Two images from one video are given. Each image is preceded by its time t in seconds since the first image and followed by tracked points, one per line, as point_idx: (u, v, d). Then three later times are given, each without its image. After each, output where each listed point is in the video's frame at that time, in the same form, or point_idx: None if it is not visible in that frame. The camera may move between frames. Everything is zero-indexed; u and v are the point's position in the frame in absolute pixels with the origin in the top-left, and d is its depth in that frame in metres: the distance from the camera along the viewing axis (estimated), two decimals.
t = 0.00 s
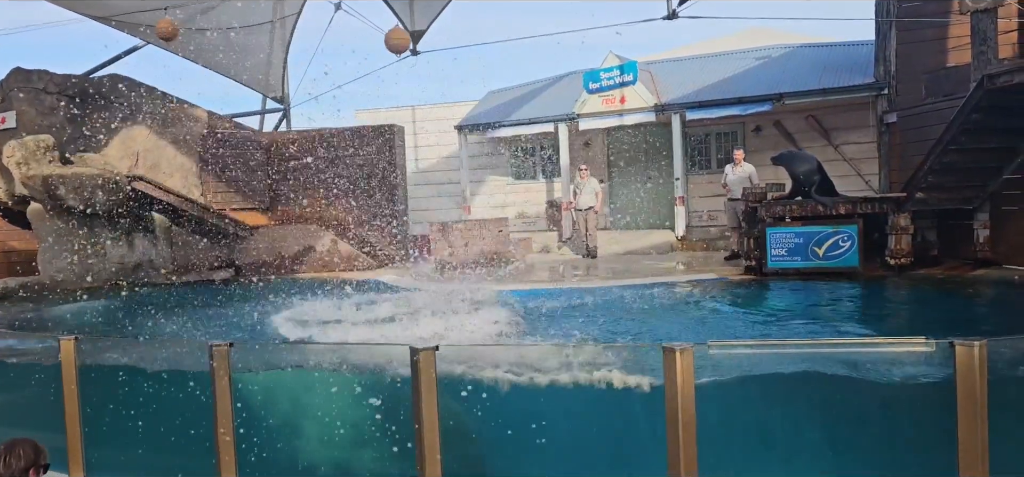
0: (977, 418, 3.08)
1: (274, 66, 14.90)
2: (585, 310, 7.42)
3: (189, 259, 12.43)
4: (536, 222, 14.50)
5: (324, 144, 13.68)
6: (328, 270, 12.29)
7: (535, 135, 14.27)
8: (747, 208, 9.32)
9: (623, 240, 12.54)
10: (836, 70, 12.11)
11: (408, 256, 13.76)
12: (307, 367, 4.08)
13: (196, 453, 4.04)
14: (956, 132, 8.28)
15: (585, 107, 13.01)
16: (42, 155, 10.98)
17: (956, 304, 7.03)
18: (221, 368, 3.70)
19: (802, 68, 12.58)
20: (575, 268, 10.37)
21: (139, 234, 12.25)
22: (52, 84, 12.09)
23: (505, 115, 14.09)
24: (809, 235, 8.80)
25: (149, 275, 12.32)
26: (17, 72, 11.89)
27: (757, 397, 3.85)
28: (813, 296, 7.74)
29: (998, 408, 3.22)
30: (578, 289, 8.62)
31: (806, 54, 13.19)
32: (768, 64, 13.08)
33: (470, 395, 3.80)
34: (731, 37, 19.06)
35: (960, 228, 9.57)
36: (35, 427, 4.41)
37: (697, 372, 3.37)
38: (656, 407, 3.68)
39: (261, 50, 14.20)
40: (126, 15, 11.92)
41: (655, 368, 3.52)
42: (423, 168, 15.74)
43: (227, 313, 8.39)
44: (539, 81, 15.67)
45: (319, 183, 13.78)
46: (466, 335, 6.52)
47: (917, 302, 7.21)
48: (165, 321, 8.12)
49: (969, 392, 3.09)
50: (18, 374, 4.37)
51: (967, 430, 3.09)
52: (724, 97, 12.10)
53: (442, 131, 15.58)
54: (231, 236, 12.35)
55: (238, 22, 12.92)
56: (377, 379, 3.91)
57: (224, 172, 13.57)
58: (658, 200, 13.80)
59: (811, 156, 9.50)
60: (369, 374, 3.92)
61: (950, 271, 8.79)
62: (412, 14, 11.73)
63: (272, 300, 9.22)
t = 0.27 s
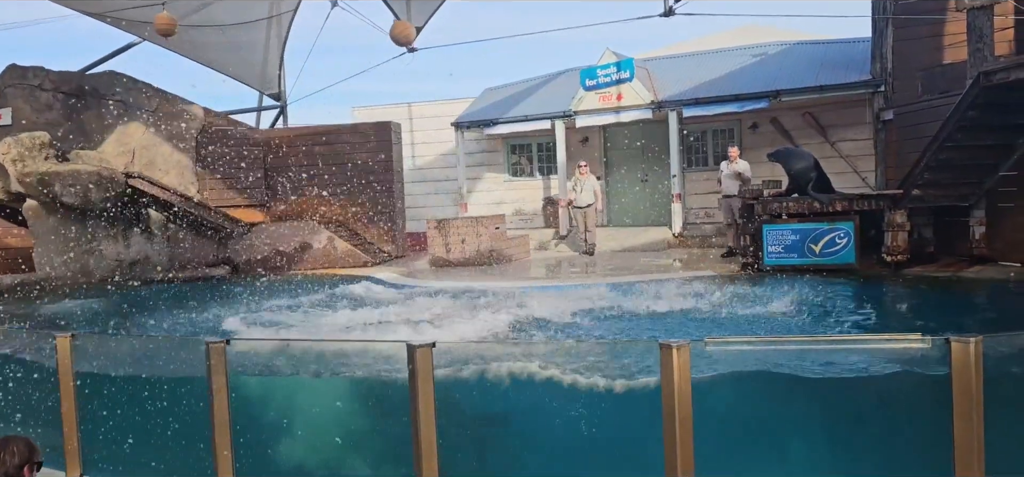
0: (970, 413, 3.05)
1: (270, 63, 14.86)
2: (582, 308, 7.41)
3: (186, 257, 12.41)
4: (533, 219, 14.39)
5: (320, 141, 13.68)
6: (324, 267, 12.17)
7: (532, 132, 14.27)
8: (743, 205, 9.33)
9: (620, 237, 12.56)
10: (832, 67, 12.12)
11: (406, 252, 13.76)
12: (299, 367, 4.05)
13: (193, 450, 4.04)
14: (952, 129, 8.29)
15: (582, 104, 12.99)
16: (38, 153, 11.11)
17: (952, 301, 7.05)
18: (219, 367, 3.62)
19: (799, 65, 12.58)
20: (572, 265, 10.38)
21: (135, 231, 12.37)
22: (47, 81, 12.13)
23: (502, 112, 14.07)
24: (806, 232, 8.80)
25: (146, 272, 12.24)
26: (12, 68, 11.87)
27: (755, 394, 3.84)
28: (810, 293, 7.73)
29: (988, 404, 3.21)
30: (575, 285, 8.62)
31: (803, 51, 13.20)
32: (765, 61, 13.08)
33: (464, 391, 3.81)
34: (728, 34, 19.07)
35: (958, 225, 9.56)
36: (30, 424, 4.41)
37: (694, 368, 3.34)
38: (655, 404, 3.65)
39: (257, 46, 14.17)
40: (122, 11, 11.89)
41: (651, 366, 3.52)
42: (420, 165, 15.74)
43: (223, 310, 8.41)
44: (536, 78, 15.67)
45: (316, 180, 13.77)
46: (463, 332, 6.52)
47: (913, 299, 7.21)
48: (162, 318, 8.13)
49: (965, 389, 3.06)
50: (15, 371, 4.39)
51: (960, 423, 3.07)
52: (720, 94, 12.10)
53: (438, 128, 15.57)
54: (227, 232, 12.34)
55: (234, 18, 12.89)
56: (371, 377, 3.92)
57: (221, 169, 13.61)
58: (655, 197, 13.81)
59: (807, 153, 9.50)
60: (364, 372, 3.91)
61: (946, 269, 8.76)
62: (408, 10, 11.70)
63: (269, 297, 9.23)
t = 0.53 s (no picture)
0: (967, 408, 3.10)
1: (266, 59, 14.74)
2: (578, 303, 7.42)
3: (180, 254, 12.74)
4: (528, 215, 14.54)
5: (316, 138, 13.66)
6: (320, 263, 12.21)
7: (528, 128, 14.26)
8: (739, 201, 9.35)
9: (616, 233, 12.57)
10: (828, 63, 12.13)
11: (402, 248, 13.77)
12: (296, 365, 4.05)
13: (189, 446, 4.02)
14: (948, 125, 8.31)
15: (578, 100, 12.96)
16: (33, 149, 11.16)
17: (947, 297, 7.07)
18: (214, 361, 3.68)
19: (795, 61, 12.58)
20: (569, 261, 10.40)
21: (130, 228, 12.31)
22: (42, 77, 11.99)
23: (498, 108, 14.06)
24: (802, 228, 8.82)
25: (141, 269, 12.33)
26: (7, 64, 11.73)
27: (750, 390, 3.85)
28: (806, 289, 7.75)
29: (985, 400, 3.22)
30: (572, 281, 8.63)
31: (799, 47, 13.20)
32: (761, 57, 13.09)
33: (462, 390, 3.80)
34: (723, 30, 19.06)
35: (954, 221, 9.59)
36: (25, 420, 4.41)
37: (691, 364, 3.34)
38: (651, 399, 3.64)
39: (252, 42, 14.12)
40: (117, 7, 11.83)
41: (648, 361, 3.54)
42: (416, 161, 15.72)
43: (219, 307, 8.36)
44: (532, 74, 15.64)
45: (312, 176, 13.75)
46: (460, 328, 6.52)
47: (908, 294, 7.24)
48: (157, 314, 8.12)
49: (961, 382, 3.11)
50: (9, 367, 4.36)
51: (956, 416, 3.13)
52: (717, 90, 12.10)
53: (434, 124, 15.55)
54: (223, 229, 12.37)
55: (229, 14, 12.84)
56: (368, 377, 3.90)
57: (217, 165, 13.54)
58: (651, 193, 13.82)
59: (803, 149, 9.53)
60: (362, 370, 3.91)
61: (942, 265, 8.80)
62: (404, 6, 11.67)
63: (265, 294, 9.17)
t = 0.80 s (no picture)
0: (961, 402, 3.07)
1: (261, 54, 14.70)
2: (574, 299, 7.42)
3: (176, 250, 12.85)
4: (524, 211, 14.55)
5: (311, 133, 13.64)
6: (315, 258, 12.21)
7: (524, 123, 14.25)
8: (734, 196, 9.37)
9: (612, 228, 12.57)
10: (824, 58, 12.13)
11: (398, 244, 13.76)
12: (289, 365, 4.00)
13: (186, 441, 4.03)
14: (943, 120, 8.31)
15: (574, 95, 12.94)
16: (28, 144, 11.06)
17: (941, 292, 7.08)
18: (211, 357, 3.63)
19: (791, 57, 12.58)
20: (565, 256, 10.41)
21: (126, 224, 12.25)
22: (36, 72, 11.93)
23: (494, 103, 14.03)
24: (797, 223, 8.83)
25: (136, 264, 12.36)
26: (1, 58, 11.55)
27: (744, 390, 3.82)
28: (801, 284, 7.76)
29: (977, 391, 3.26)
30: (568, 277, 8.63)
31: (795, 42, 13.21)
32: (757, 52, 13.08)
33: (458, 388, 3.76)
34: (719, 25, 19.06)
35: (948, 216, 9.57)
36: (19, 416, 4.40)
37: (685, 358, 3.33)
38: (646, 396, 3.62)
39: (247, 37, 14.06)
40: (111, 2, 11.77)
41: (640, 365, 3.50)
42: (412, 156, 15.71)
43: (215, 303, 8.34)
44: (528, 69, 15.62)
45: (307, 171, 13.72)
46: (456, 324, 6.52)
47: (903, 290, 7.25)
48: (153, 310, 8.11)
49: (955, 379, 3.08)
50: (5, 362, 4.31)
51: (950, 411, 3.10)
52: (712, 85, 12.09)
53: (430, 119, 15.53)
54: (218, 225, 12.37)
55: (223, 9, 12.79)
56: (362, 373, 3.89)
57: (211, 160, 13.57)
58: (647, 188, 13.83)
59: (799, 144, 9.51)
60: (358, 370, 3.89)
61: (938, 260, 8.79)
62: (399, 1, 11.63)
63: (260, 290, 9.16)
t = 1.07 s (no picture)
0: (955, 394, 3.16)
1: (256, 48, 14.68)
2: (568, 293, 7.44)
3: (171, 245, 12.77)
4: (520, 205, 14.56)
5: (306, 127, 13.63)
6: (310, 253, 12.22)
7: (519, 118, 14.24)
8: (730, 190, 9.35)
9: (607, 223, 12.59)
10: (819, 53, 12.15)
11: (393, 238, 13.76)
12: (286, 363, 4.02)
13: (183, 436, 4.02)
14: (937, 115, 8.35)
15: (569, 89, 12.93)
16: (22, 139, 11.07)
17: (935, 286, 7.11)
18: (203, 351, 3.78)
19: (787, 51, 12.57)
20: (560, 251, 10.43)
21: (121, 219, 12.20)
22: (30, 66, 11.90)
23: (489, 98, 14.02)
24: (792, 217, 8.84)
25: (131, 259, 12.25)
26: None
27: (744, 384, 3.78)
28: (795, 278, 7.79)
29: (970, 386, 3.27)
30: (563, 271, 8.64)
31: (790, 37, 13.22)
32: (752, 47, 13.10)
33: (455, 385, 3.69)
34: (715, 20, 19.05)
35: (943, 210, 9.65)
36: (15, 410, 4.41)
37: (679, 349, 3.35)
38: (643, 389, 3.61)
39: (241, 32, 14.04)
40: None
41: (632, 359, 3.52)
42: (407, 151, 15.70)
43: (209, 298, 8.35)
44: (523, 63, 15.61)
45: (302, 165, 13.71)
46: (452, 319, 6.52)
47: (897, 284, 7.27)
48: (148, 305, 8.12)
49: (949, 371, 3.18)
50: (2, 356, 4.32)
51: (944, 403, 3.18)
52: (707, 80, 12.11)
53: (426, 114, 15.51)
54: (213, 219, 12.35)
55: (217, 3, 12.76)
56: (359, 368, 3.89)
57: (207, 154, 13.47)
58: (642, 182, 13.84)
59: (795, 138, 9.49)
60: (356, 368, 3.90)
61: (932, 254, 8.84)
62: None
63: (255, 284, 9.17)
